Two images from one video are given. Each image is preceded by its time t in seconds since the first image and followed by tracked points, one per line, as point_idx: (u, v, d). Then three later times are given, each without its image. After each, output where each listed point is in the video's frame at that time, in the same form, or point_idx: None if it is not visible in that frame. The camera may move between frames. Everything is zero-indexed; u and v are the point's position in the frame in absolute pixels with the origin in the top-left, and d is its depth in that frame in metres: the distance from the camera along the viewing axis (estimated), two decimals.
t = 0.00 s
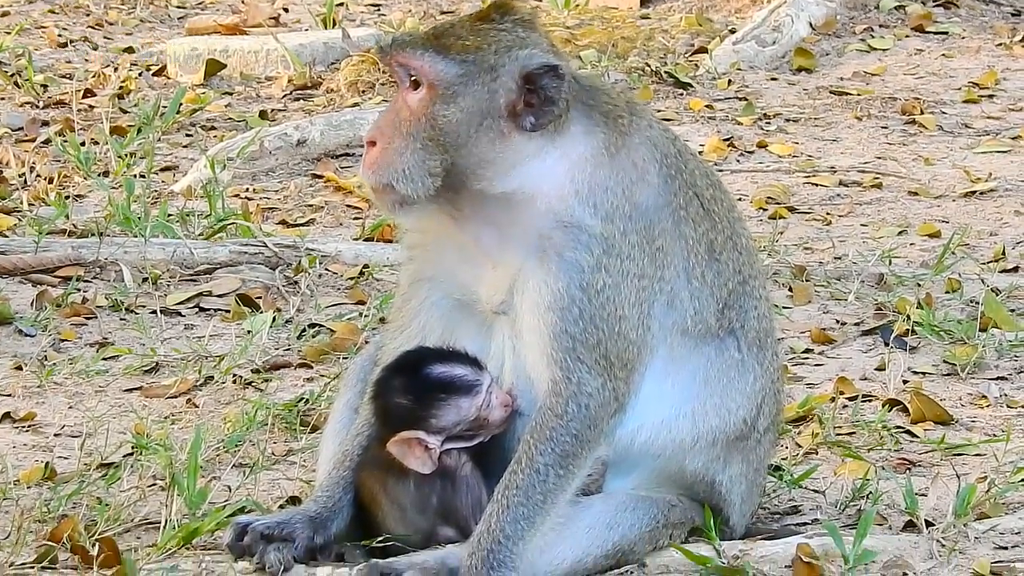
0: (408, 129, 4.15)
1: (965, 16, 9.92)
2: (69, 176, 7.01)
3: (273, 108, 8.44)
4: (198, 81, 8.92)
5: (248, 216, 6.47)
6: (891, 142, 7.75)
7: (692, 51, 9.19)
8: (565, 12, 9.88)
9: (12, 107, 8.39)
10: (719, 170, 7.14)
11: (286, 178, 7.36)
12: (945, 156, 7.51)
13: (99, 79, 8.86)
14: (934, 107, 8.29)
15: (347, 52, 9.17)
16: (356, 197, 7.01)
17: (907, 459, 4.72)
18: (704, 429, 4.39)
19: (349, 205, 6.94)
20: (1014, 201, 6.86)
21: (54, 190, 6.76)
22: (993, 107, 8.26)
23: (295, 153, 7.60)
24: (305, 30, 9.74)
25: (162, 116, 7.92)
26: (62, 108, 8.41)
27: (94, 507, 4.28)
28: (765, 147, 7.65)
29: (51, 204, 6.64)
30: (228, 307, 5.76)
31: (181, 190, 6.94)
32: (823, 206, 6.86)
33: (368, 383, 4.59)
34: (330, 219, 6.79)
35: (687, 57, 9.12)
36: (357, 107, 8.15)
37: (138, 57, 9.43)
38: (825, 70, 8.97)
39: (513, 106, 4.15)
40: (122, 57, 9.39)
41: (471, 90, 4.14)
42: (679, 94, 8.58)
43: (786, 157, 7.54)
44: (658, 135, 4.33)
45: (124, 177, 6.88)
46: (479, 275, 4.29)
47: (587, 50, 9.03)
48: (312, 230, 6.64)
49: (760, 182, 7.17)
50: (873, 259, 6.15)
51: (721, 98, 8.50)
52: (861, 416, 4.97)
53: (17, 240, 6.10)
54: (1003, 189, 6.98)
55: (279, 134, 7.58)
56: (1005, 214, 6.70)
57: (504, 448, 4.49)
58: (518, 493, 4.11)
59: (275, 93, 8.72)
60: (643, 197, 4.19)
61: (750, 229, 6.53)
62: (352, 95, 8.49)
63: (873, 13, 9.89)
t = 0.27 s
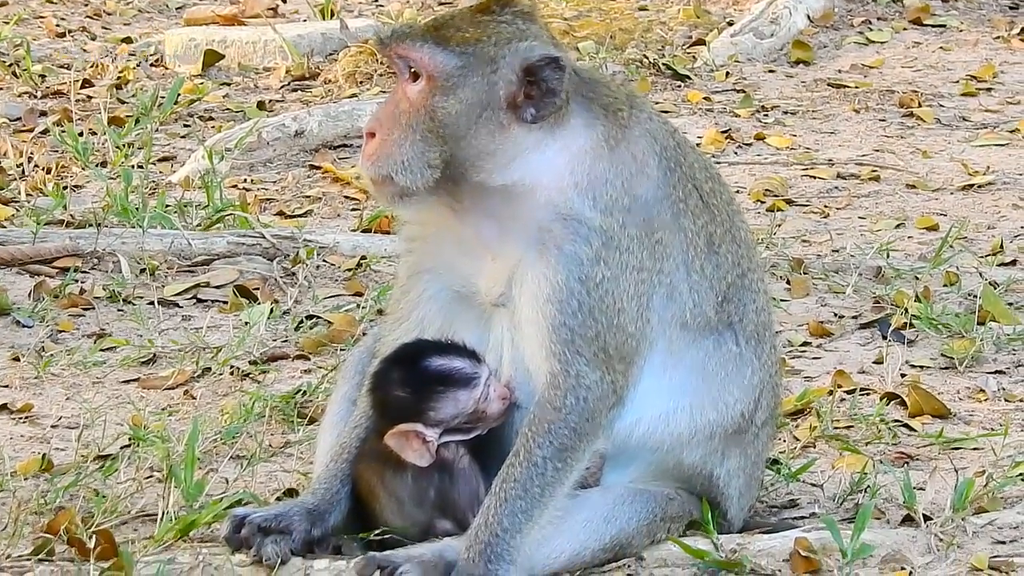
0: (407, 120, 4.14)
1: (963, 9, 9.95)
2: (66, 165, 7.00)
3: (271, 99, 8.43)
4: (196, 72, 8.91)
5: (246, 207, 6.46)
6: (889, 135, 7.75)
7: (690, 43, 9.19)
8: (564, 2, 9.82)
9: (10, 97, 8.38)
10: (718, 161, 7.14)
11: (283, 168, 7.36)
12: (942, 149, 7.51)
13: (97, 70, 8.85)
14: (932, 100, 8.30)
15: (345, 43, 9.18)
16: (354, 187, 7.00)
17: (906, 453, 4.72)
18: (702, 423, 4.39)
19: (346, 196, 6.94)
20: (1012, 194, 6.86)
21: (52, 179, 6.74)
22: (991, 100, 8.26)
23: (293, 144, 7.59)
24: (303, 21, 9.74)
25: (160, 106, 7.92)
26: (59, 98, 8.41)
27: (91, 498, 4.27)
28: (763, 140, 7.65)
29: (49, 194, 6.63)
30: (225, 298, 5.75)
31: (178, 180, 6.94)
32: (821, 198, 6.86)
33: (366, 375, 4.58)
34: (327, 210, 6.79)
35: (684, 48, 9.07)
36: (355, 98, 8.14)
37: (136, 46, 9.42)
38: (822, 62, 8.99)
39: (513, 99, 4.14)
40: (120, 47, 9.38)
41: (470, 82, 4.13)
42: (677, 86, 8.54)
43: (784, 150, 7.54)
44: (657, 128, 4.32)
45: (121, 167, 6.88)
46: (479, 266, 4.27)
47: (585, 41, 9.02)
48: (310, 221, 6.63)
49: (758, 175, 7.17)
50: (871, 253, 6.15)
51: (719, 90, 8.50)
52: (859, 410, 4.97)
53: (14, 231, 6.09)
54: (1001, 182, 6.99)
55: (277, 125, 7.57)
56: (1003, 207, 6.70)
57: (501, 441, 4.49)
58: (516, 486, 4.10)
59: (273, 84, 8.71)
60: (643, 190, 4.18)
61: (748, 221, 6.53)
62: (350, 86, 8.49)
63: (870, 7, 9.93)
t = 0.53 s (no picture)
0: (405, 121, 4.11)
1: (961, 11, 9.95)
2: (64, 166, 7.02)
3: (269, 100, 8.44)
4: (194, 73, 8.92)
5: (244, 207, 6.47)
6: (887, 136, 7.75)
7: (687, 45, 9.21)
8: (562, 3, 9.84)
9: (8, 98, 8.40)
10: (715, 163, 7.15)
11: (281, 169, 7.36)
12: (940, 151, 7.51)
13: (95, 70, 8.87)
14: (930, 101, 8.30)
15: (343, 44, 9.19)
16: (352, 188, 7.01)
17: (903, 454, 4.72)
18: (701, 424, 4.39)
19: (344, 197, 6.95)
20: (1009, 196, 6.87)
21: (50, 180, 6.75)
22: (989, 102, 8.26)
23: (291, 144, 7.60)
24: (301, 22, 9.76)
25: (158, 107, 7.93)
26: (58, 99, 8.42)
27: (89, 499, 4.27)
28: (761, 141, 7.66)
29: (47, 195, 6.64)
30: (224, 299, 5.76)
31: (176, 181, 6.95)
32: (818, 200, 6.86)
33: (364, 376, 4.59)
34: (325, 210, 6.79)
35: (683, 50, 9.12)
36: (353, 99, 8.15)
37: (135, 47, 9.44)
38: (820, 64, 9.00)
39: (512, 100, 4.12)
40: (119, 48, 9.40)
41: (468, 83, 4.10)
42: (675, 87, 8.57)
43: (782, 151, 7.55)
44: (655, 129, 4.31)
45: (119, 168, 6.89)
46: (476, 267, 4.26)
47: (583, 42, 9.02)
48: (308, 222, 6.64)
49: (756, 176, 7.17)
50: (869, 254, 6.16)
51: (717, 92, 8.51)
52: (857, 411, 4.97)
53: (12, 231, 6.10)
54: (999, 184, 6.99)
55: (275, 126, 7.58)
56: (1001, 209, 6.70)
57: (499, 442, 4.48)
58: (514, 486, 4.09)
59: (270, 85, 8.73)
60: (641, 191, 4.17)
61: (746, 222, 6.54)
62: (348, 87, 8.50)
63: (869, 7, 9.92)
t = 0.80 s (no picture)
0: (406, 128, 4.08)
1: (959, 15, 9.95)
2: (62, 170, 7.04)
3: (267, 104, 8.46)
4: (192, 77, 8.94)
5: (242, 211, 6.48)
6: (885, 141, 7.75)
7: (685, 49, 9.21)
8: (559, 9, 9.88)
9: (7, 102, 8.42)
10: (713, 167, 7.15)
11: (280, 173, 7.37)
12: (939, 155, 7.52)
13: (93, 75, 8.89)
14: (928, 105, 8.30)
15: (341, 48, 9.21)
16: (350, 192, 7.02)
17: (902, 458, 4.72)
18: (700, 427, 4.39)
19: (342, 201, 6.96)
20: (1008, 200, 6.87)
21: (48, 185, 6.77)
22: (987, 106, 8.26)
23: (289, 149, 7.62)
24: (299, 26, 9.77)
25: (156, 111, 7.95)
26: (56, 103, 8.44)
27: (88, 502, 4.28)
28: (758, 146, 7.66)
29: (45, 199, 6.65)
30: (222, 303, 5.78)
31: (175, 185, 6.96)
32: (816, 204, 6.86)
33: (362, 379, 4.60)
34: (323, 214, 6.81)
35: (680, 54, 9.14)
36: (352, 103, 8.16)
37: (133, 52, 9.45)
38: (818, 68, 9.00)
39: (514, 102, 4.12)
40: (117, 52, 9.42)
41: (470, 87, 4.09)
42: (672, 91, 8.61)
43: (779, 155, 7.55)
44: (653, 132, 4.31)
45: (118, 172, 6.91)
46: (474, 270, 4.27)
47: (581, 47, 9.02)
48: (306, 226, 6.65)
49: (753, 180, 7.17)
50: (867, 258, 6.16)
51: (714, 96, 8.53)
52: (855, 415, 4.97)
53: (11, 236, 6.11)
54: (997, 188, 6.99)
55: (273, 130, 7.60)
56: (999, 213, 6.70)
57: (496, 444, 4.48)
58: (511, 490, 4.08)
59: (268, 89, 8.74)
60: (639, 193, 4.17)
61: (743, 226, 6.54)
62: (346, 92, 8.52)
63: (867, 11, 9.88)
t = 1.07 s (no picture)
0: (418, 134, 4.03)
1: (958, 16, 9.94)
2: (62, 172, 7.05)
3: (266, 106, 8.46)
4: (192, 78, 8.94)
5: (241, 213, 6.49)
6: (885, 141, 7.76)
7: (684, 50, 9.21)
8: (559, 10, 9.88)
9: (6, 104, 8.42)
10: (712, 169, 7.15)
11: (280, 175, 7.37)
12: (938, 156, 7.51)
13: (92, 76, 8.89)
14: (928, 106, 8.30)
15: (340, 50, 9.22)
16: (350, 194, 7.02)
17: (901, 459, 4.72)
18: (699, 427, 4.39)
19: (342, 203, 6.96)
20: (1007, 200, 6.87)
21: (48, 186, 6.77)
22: (986, 107, 8.26)
23: (289, 151, 7.62)
24: (298, 28, 9.78)
25: (156, 113, 7.95)
26: (55, 105, 8.45)
27: (87, 503, 4.29)
28: (758, 147, 7.66)
29: (45, 201, 6.65)
30: (221, 304, 5.78)
31: (174, 187, 6.96)
32: (816, 205, 6.86)
33: (361, 380, 4.60)
34: (323, 216, 6.81)
35: (680, 56, 9.13)
36: (351, 105, 8.16)
37: (132, 54, 9.46)
38: (818, 69, 9.00)
39: (523, 104, 4.11)
40: (116, 54, 9.42)
41: (484, 91, 4.06)
42: (672, 93, 8.60)
43: (779, 156, 7.54)
44: (652, 133, 4.31)
45: (117, 174, 6.92)
46: (475, 271, 4.27)
47: (580, 48, 9.02)
48: (306, 227, 6.65)
49: (753, 181, 7.17)
50: (866, 259, 6.16)
51: (714, 97, 8.53)
52: (854, 416, 4.98)
53: (11, 237, 6.12)
54: (996, 189, 6.99)
55: (272, 132, 7.60)
56: (999, 214, 6.70)
57: (496, 445, 4.48)
58: (511, 491, 4.08)
59: (268, 91, 8.75)
60: (639, 194, 4.17)
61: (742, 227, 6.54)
62: (345, 93, 8.52)
63: (866, 13, 9.90)
